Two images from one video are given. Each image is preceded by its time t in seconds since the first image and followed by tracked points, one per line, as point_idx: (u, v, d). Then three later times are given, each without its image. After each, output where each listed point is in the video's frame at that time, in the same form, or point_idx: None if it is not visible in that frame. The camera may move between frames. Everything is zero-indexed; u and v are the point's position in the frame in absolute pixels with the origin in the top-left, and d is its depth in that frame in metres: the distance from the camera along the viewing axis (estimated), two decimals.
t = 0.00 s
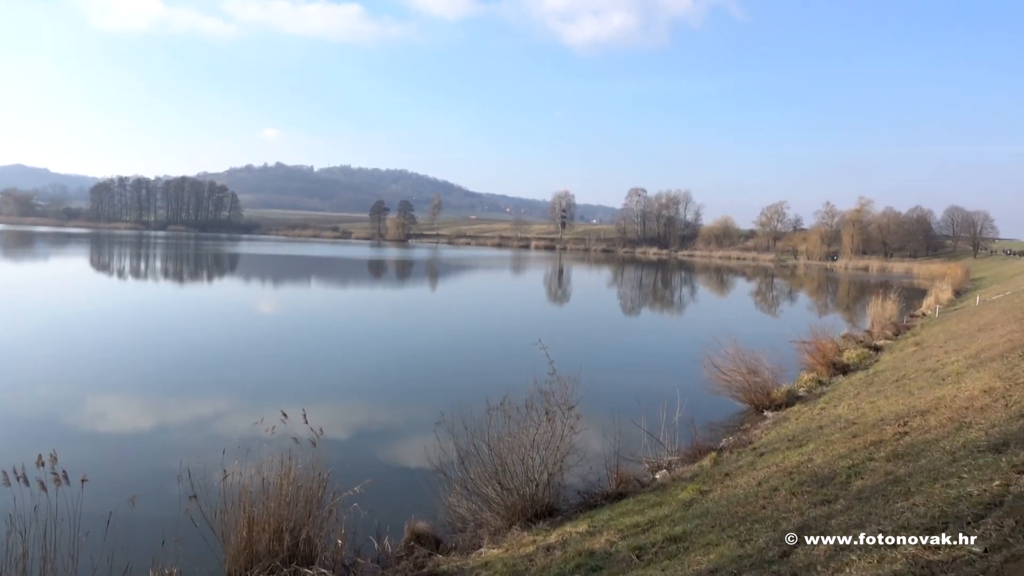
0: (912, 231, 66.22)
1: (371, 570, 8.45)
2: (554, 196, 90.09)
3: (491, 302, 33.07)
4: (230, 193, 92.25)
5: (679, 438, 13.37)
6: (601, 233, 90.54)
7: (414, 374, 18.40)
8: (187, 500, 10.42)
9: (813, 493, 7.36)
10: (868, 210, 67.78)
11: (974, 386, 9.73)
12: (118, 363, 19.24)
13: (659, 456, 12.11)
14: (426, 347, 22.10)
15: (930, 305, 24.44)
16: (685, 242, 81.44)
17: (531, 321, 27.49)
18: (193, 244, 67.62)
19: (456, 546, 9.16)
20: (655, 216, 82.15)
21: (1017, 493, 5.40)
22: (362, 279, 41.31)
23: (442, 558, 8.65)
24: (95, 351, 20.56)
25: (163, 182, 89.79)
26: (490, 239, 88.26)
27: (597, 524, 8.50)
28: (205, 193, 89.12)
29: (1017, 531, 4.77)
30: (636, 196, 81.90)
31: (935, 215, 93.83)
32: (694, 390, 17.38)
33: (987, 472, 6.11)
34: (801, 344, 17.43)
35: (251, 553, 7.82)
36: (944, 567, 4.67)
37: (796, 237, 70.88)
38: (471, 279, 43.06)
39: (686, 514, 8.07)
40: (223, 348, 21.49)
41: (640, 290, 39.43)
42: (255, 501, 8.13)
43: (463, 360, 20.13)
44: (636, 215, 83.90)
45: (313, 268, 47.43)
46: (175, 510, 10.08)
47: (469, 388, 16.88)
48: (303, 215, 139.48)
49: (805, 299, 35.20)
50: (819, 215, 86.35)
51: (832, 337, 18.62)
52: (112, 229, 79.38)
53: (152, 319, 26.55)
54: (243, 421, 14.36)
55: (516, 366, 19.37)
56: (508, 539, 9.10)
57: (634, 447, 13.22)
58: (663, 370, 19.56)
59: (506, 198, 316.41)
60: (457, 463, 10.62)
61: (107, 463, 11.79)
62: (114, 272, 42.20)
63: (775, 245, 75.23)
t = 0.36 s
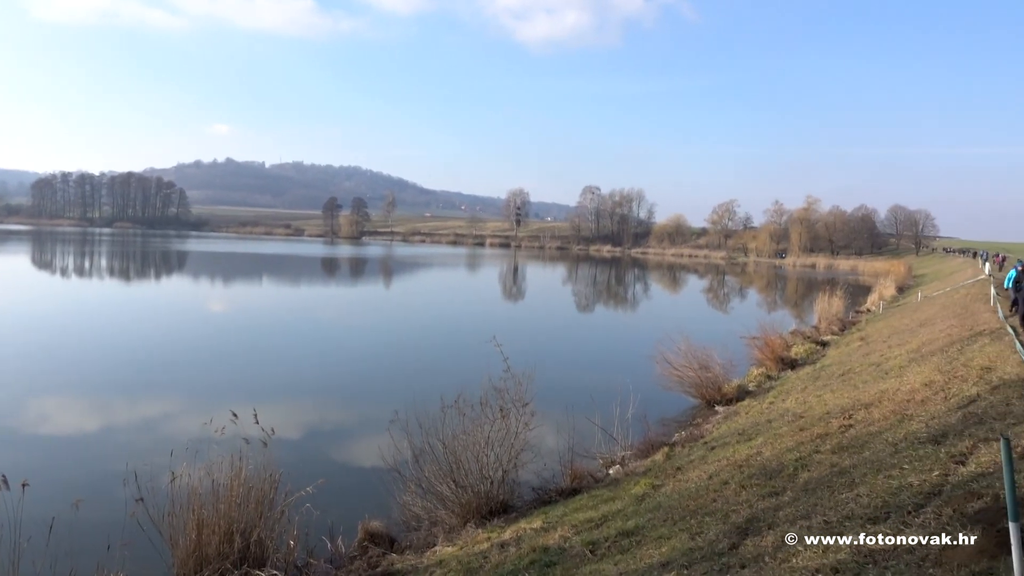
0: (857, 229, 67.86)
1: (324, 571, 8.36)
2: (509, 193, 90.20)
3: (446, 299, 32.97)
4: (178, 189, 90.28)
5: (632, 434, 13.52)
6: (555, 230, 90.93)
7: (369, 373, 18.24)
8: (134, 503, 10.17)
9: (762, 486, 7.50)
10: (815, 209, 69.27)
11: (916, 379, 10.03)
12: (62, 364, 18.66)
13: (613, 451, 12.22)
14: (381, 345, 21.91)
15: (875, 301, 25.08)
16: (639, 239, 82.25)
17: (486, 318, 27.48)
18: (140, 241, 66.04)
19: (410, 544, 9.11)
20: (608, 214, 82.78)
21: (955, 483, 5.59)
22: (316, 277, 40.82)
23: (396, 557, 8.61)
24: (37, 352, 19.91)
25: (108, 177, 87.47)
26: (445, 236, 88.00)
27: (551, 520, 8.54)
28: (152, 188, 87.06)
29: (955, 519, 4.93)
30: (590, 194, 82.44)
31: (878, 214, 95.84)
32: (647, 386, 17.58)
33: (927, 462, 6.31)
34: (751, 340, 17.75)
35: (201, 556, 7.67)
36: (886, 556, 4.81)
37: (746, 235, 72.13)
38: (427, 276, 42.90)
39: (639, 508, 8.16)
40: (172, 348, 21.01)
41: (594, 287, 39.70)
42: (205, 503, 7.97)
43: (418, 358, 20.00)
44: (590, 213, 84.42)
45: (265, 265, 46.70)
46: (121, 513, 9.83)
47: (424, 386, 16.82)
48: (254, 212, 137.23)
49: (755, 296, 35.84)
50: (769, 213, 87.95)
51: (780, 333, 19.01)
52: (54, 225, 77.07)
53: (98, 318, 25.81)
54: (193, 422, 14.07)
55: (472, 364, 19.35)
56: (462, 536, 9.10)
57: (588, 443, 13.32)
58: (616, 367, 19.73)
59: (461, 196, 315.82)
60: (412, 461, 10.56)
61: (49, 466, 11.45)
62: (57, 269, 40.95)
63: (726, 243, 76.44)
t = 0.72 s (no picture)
0: (811, 229, 69.13)
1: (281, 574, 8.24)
2: (469, 192, 89.99)
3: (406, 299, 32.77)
4: (131, 187, 88.29)
5: (591, 432, 13.60)
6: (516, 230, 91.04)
7: (328, 373, 18.04)
8: (85, 508, 9.91)
9: (718, 483, 7.59)
10: (770, 209, 70.38)
11: (868, 377, 10.25)
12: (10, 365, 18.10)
13: (572, 450, 12.27)
14: (340, 345, 21.68)
15: (828, 300, 25.56)
16: (598, 238, 82.74)
17: (446, 318, 27.39)
18: (91, 240, 64.40)
19: (368, 546, 9.04)
20: (568, 213, 83.10)
21: (904, 478, 5.72)
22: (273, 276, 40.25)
23: (354, 558, 8.53)
24: None
25: (58, 174, 85.16)
26: (404, 235, 87.47)
27: (510, 519, 8.54)
28: (104, 186, 84.96)
29: (904, 513, 5.05)
30: (550, 194, 82.69)
31: (831, 214, 97.70)
32: (607, 384, 17.68)
33: (877, 458, 6.45)
34: (708, 339, 17.96)
35: (153, 561, 7.49)
36: (838, 550, 4.90)
37: (704, 234, 73.04)
38: (386, 276, 42.63)
39: (597, 507, 8.20)
40: (125, 348, 20.53)
41: (555, 286, 39.83)
42: (158, 507, 7.79)
43: (378, 358, 19.85)
44: (550, 212, 84.64)
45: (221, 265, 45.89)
46: (70, 518, 9.57)
47: (383, 386, 16.69)
48: (210, 210, 134.95)
49: (712, 295, 36.32)
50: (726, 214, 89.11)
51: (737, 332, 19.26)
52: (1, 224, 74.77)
53: (47, 318, 25.12)
54: (145, 424, 13.77)
55: (432, 364, 19.27)
56: (421, 537, 9.05)
57: (547, 441, 13.36)
58: (575, 366, 19.81)
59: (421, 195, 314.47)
60: (370, 462, 10.47)
61: None
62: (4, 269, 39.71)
63: (684, 242, 77.26)
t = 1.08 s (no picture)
0: (773, 229, 70.04)
1: None
2: (435, 191, 89.66)
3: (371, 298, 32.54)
4: (89, 183, 86.42)
5: (557, 430, 13.65)
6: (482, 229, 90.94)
7: (291, 373, 17.85)
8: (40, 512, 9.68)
9: (681, 480, 7.66)
10: (734, 209, 71.19)
11: (826, 375, 10.44)
12: None
13: (538, 449, 12.31)
14: (304, 345, 21.47)
15: (789, 300, 25.94)
16: (564, 238, 82.93)
17: (412, 317, 27.29)
18: (47, 238, 62.84)
19: (332, 547, 8.97)
20: (534, 213, 83.20)
21: (861, 474, 5.83)
22: (237, 275, 39.68)
23: (318, 559, 8.45)
24: None
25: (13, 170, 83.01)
26: (370, 234, 86.85)
27: (475, 518, 8.53)
28: (61, 182, 83.01)
29: (861, 508, 5.14)
30: (516, 193, 82.72)
31: (793, 215, 99.10)
32: (572, 383, 17.76)
33: (836, 454, 6.56)
34: (672, 338, 18.13)
35: (112, 564, 7.34)
36: (796, 545, 4.98)
37: (669, 234, 73.65)
38: (352, 275, 42.30)
39: (562, 505, 8.23)
40: (83, 348, 20.10)
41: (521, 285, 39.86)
42: (116, 509, 7.64)
43: (342, 357, 19.69)
44: (516, 212, 84.65)
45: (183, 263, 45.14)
46: (25, 522, 9.35)
47: (348, 386, 16.56)
48: (171, 208, 132.66)
49: (676, 294, 36.62)
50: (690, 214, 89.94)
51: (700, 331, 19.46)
52: None
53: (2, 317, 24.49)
54: (103, 425, 13.50)
55: (397, 363, 19.17)
56: (385, 537, 9.01)
57: (513, 440, 13.37)
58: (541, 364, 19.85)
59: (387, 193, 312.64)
60: (333, 462, 10.39)
61: None
62: None
63: (649, 242, 77.81)
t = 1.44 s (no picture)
0: (739, 231, 70.78)
1: None
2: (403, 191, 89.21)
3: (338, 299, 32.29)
4: (50, 181, 84.59)
5: (524, 430, 13.68)
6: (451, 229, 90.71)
7: (257, 375, 17.65)
8: None
9: (647, 479, 7.72)
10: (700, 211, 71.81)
11: (789, 374, 10.59)
12: None
13: (505, 449, 12.32)
14: (269, 346, 21.25)
15: (754, 300, 26.25)
16: (533, 239, 83.05)
17: (379, 318, 27.16)
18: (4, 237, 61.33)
19: (298, 550, 8.89)
20: (503, 213, 83.15)
21: (821, 471, 5.93)
22: (201, 275, 39.12)
23: (283, 563, 8.37)
24: None
25: None
26: (337, 234, 86.14)
27: (442, 519, 8.52)
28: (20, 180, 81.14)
29: (821, 505, 5.23)
30: (485, 194, 82.60)
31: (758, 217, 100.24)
32: (540, 383, 17.80)
33: (797, 452, 6.66)
34: (639, 338, 18.26)
35: (71, 572, 7.19)
36: (759, 542, 5.05)
37: (636, 235, 74.07)
38: (319, 275, 41.93)
39: (529, 505, 8.25)
40: (42, 350, 19.69)
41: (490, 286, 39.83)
42: (74, 515, 7.49)
43: (308, 359, 19.51)
44: (485, 213, 84.55)
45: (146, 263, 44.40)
46: None
47: (314, 387, 16.43)
48: (134, 207, 130.34)
49: (643, 295, 36.83)
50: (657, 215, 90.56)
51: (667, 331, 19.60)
52: None
53: None
54: (62, 429, 13.23)
55: (364, 364, 19.07)
56: (352, 540, 8.95)
57: (480, 441, 13.36)
58: (509, 365, 19.86)
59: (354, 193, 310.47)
60: (299, 465, 10.30)
61: None
62: None
63: (616, 243, 78.19)
